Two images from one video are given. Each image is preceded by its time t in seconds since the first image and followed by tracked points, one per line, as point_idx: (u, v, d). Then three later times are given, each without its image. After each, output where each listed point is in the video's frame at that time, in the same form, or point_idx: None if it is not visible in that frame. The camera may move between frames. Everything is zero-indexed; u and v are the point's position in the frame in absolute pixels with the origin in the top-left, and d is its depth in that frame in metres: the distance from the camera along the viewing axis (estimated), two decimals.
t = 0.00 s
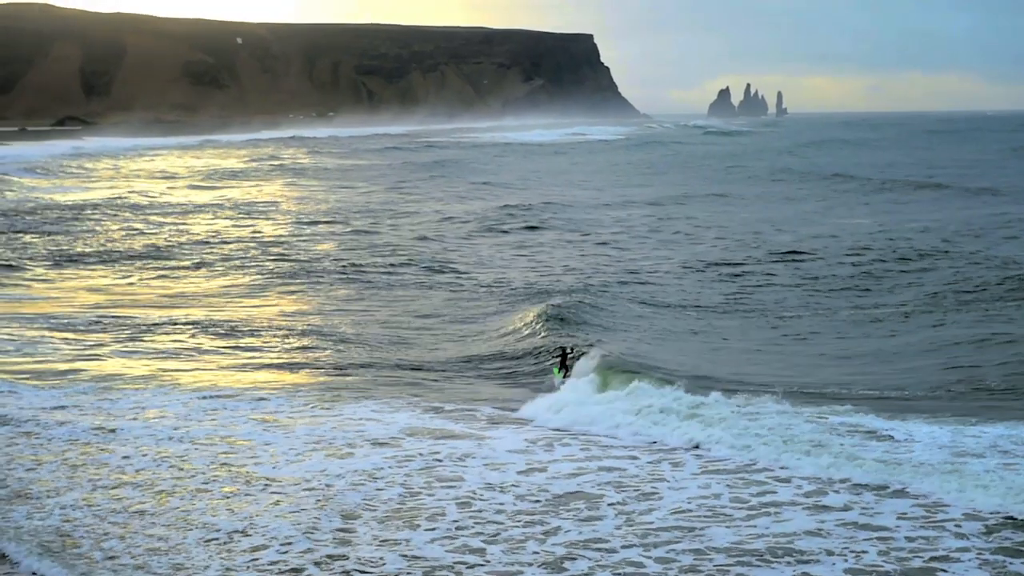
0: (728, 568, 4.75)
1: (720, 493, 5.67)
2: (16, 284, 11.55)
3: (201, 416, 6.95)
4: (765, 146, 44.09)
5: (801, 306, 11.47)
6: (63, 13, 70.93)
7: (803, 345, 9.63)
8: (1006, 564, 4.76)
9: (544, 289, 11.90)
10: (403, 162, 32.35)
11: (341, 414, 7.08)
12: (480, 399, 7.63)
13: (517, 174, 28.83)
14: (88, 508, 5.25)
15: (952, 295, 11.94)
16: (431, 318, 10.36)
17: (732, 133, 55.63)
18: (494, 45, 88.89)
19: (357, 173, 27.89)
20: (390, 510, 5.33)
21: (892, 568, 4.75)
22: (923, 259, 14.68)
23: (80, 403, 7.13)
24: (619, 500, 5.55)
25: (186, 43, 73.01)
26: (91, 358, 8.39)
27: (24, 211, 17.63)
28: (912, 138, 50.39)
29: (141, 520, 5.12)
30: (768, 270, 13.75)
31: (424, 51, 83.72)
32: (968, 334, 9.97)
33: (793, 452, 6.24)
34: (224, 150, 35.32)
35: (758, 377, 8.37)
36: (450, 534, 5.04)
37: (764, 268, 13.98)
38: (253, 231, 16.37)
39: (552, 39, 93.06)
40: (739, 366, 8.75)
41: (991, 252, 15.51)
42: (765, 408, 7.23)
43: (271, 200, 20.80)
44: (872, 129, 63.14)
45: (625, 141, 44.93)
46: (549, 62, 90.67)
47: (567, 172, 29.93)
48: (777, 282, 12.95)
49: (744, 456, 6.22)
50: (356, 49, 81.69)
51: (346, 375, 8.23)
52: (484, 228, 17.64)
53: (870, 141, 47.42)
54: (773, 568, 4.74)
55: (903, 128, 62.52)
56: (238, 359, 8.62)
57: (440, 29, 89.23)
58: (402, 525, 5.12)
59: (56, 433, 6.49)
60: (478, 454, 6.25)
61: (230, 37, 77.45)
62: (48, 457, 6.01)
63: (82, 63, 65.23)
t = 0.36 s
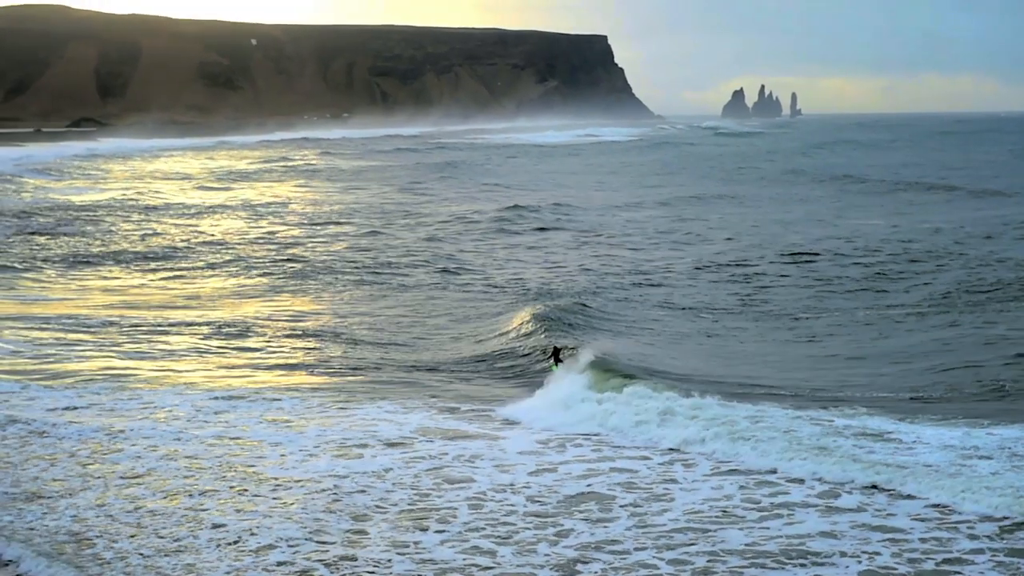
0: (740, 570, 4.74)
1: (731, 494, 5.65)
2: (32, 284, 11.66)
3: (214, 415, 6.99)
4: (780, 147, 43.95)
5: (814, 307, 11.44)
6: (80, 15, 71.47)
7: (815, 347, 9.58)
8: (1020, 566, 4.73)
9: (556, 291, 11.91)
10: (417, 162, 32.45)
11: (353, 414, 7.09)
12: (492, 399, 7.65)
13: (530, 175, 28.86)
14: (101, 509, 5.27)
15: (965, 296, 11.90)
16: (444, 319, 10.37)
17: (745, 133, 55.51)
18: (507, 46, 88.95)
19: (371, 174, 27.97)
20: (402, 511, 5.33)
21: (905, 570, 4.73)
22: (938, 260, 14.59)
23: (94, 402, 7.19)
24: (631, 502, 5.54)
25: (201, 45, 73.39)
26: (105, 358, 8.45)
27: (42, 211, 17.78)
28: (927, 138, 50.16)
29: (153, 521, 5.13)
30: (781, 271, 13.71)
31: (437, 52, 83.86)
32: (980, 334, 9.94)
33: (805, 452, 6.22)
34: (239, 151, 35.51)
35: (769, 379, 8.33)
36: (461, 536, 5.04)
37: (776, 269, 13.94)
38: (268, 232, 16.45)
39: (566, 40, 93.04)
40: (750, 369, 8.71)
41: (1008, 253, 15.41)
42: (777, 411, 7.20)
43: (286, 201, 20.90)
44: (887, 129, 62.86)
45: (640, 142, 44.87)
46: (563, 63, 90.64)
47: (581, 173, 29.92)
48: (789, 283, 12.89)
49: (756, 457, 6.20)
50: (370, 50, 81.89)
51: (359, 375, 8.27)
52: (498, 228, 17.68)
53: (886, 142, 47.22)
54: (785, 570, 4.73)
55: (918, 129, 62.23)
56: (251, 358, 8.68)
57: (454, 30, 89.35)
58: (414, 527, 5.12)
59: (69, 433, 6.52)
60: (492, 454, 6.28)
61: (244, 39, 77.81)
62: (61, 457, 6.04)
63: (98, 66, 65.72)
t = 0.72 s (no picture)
0: (750, 571, 4.70)
1: (739, 495, 5.61)
2: (44, 285, 11.70)
3: (222, 416, 6.99)
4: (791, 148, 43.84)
5: (823, 308, 11.38)
6: (92, 18, 71.88)
7: (823, 349, 9.52)
8: None
9: (564, 292, 11.88)
10: (429, 163, 32.50)
11: (362, 414, 7.08)
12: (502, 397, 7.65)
13: (541, 176, 28.85)
14: (108, 510, 5.25)
15: (975, 297, 11.83)
16: (455, 320, 10.36)
17: (757, 135, 55.41)
18: (517, 47, 88.97)
19: (382, 175, 28.00)
20: (409, 512, 5.31)
21: (915, 571, 4.68)
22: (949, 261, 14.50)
23: (103, 402, 7.20)
24: (640, 503, 5.51)
25: (212, 47, 73.71)
26: (114, 358, 8.47)
27: (54, 212, 17.86)
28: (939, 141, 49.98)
29: (160, 522, 5.12)
30: (790, 273, 13.65)
31: (448, 53, 84.01)
32: (990, 335, 9.89)
33: (814, 454, 6.18)
34: (251, 153, 35.62)
35: (777, 381, 8.28)
36: (468, 537, 5.01)
37: (785, 270, 13.88)
38: (278, 233, 16.48)
39: (576, 41, 93.05)
40: (757, 370, 8.66)
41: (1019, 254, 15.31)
42: (786, 413, 7.15)
43: (297, 202, 20.94)
44: (899, 131, 62.65)
45: (650, 144, 44.81)
46: (574, 65, 90.67)
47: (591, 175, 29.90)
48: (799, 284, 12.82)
49: (765, 457, 6.16)
50: (381, 51, 82.00)
51: (368, 375, 8.27)
52: (508, 229, 17.67)
53: (898, 143, 47.07)
54: (794, 572, 4.69)
55: (929, 131, 62.00)
56: (261, 358, 8.69)
57: (464, 31, 89.41)
58: (421, 529, 5.09)
59: (79, 432, 6.52)
60: (502, 453, 6.27)
61: (255, 41, 78.09)
62: (68, 457, 6.04)
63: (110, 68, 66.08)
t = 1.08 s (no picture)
0: (765, 572, 4.65)
1: (753, 495, 5.56)
2: (60, 284, 11.73)
3: (236, 415, 6.97)
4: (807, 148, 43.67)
5: (838, 309, 11.29)
6: (110, 19, 72.33)
7: (837, 350, 9.43)
8: None
9: (577, 292, 11.84)
10: (444, 164, 32.52)
11: (375, 414, 7.07)
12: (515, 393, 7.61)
13: (556, 176, 28.82)
14: (121, 510, 5.24)
15: (992, 298, 11.72)
16: (470, 319, 10.34)
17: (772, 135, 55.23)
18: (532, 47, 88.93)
19: (398, 175, 28.05)
20: (423, 512, 5.28)
21: (933, 572, 4.62)
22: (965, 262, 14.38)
23: (117, 402, 7.20)
24: (654, 503, 5.46)
25: (228, 48, 74.03)
26: (127, 357, 8.48)
27: (71, 212, 17.95)
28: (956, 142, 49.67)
29: (173, 522, 5.11)
30: (805, 273, 13.56)
31: (463, 53, 84.08)
32: (1007, 336, 9.80)
33: (829, 455, 6.12)
34: (267, 153, 35.75)
35: (791, 383, 8.19)
36: (481, 538, 4.98)
37: (800, 270, 13.79)
38: (293, 233, 16.50)
39: (591, 42, 92.96)
40: (770, 371, 8.58)
41: None
42: (799, 415, 7.10)
43: (312, 202, 20.98)
44: (915, 131, 62.31)
45: (665, 144, 44.72)
46: (589, 65, 90.56)
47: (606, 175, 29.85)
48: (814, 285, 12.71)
49: (779, 457, 6.10)
50: (396, 52, 82.06)
51: (382, 375, 8.26)
52: (523, 230, 17.65)
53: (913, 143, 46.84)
54: (810, 573, 4.63)
55: (946, 131, 61.65)
56: (277, 357, 8.68)
57: (479, 32, 89.45)
58: (433, 529, 5.06)
59: (92, 432, 6.52)
60: (517, 454, 6.24)
61: (271, 41, 78.32)
62: (81, 457, 6.03)
63: (126, 70, 66.49)
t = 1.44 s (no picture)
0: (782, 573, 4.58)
1: (768, 495, 5.49)
2: (77, 284, 11.75)
3: (249, 415, 6.94)
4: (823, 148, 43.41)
5: (854, 309, 11.17)
6: (128, 19, 72.64)
7: (853, 350, 9.33)
8: None
9: (592, 293, 11.78)
10: (459, 164, 32.47)
11: (388, 413, 7.03)
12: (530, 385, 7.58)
13: (571, 176, 28.74)
14: (132, 509, 5.22)
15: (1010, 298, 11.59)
16: (484, 318, 10.29)
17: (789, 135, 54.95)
18: (548, 46, 88.80)
19: (413, 176, 28.03)
20: (435, 512, 5.24)
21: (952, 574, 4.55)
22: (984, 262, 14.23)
23: (130, 401, 7.19)
24: (669, 503, 5.40)
25: (244, 47, 74.29)
26: (143, 357, 8.47)
27: (88, 212, 18.00)
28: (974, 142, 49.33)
29: (185, 521, 5.08)
30: (821, 273, 13.46)
31: (478, 53, 84.09)
32: None
33: (845, 456, 6.04)
34: (283, 153, 35.80)
35: (806, 384, 8.10)
36: (494, 539, 4.93)
37: (816, 271, 13.68)
38: (308, 233, 16.49)
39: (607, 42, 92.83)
40: (784, 372, 8.50)
41: None
42: (814, 416, 7.02)
43: (328, 202, 20.98)
44: (933, 130, 61.92)
45: (681, 144, 44.55)
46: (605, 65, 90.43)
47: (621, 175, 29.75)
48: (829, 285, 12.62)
49: (794, 458, 6.03)
50: (412, 51, 82.10)
51: (396, 374, 8.22)
52: (537, 230, 17.60)
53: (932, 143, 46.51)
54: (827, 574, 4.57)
55: (964, 131, 61.24)
56: (292, 357, 8.65)
57: (494, 32, 89.41)
58: (445, 529, 5.02)
59: (105, 431, 6.50)
60: (531, 453, 6.19)
61: (288, 41, 78.51)
62: (93, 456, 6.01)
63: (143, 70, 66.79)
